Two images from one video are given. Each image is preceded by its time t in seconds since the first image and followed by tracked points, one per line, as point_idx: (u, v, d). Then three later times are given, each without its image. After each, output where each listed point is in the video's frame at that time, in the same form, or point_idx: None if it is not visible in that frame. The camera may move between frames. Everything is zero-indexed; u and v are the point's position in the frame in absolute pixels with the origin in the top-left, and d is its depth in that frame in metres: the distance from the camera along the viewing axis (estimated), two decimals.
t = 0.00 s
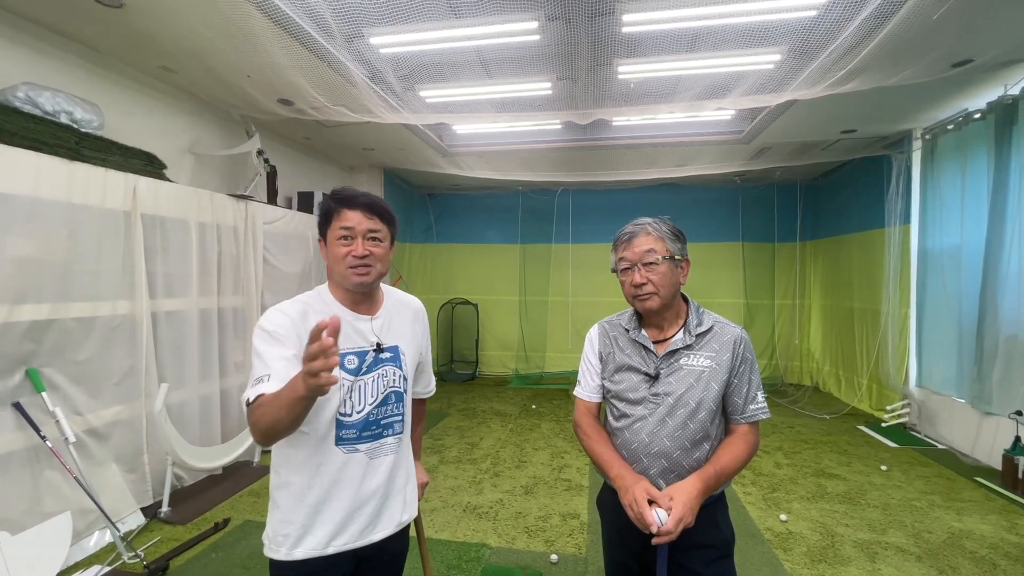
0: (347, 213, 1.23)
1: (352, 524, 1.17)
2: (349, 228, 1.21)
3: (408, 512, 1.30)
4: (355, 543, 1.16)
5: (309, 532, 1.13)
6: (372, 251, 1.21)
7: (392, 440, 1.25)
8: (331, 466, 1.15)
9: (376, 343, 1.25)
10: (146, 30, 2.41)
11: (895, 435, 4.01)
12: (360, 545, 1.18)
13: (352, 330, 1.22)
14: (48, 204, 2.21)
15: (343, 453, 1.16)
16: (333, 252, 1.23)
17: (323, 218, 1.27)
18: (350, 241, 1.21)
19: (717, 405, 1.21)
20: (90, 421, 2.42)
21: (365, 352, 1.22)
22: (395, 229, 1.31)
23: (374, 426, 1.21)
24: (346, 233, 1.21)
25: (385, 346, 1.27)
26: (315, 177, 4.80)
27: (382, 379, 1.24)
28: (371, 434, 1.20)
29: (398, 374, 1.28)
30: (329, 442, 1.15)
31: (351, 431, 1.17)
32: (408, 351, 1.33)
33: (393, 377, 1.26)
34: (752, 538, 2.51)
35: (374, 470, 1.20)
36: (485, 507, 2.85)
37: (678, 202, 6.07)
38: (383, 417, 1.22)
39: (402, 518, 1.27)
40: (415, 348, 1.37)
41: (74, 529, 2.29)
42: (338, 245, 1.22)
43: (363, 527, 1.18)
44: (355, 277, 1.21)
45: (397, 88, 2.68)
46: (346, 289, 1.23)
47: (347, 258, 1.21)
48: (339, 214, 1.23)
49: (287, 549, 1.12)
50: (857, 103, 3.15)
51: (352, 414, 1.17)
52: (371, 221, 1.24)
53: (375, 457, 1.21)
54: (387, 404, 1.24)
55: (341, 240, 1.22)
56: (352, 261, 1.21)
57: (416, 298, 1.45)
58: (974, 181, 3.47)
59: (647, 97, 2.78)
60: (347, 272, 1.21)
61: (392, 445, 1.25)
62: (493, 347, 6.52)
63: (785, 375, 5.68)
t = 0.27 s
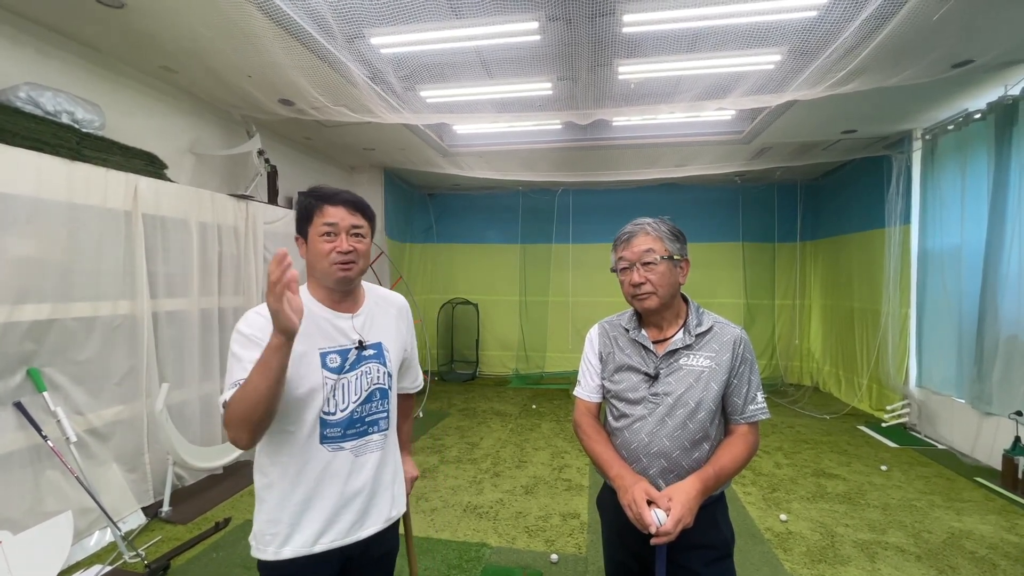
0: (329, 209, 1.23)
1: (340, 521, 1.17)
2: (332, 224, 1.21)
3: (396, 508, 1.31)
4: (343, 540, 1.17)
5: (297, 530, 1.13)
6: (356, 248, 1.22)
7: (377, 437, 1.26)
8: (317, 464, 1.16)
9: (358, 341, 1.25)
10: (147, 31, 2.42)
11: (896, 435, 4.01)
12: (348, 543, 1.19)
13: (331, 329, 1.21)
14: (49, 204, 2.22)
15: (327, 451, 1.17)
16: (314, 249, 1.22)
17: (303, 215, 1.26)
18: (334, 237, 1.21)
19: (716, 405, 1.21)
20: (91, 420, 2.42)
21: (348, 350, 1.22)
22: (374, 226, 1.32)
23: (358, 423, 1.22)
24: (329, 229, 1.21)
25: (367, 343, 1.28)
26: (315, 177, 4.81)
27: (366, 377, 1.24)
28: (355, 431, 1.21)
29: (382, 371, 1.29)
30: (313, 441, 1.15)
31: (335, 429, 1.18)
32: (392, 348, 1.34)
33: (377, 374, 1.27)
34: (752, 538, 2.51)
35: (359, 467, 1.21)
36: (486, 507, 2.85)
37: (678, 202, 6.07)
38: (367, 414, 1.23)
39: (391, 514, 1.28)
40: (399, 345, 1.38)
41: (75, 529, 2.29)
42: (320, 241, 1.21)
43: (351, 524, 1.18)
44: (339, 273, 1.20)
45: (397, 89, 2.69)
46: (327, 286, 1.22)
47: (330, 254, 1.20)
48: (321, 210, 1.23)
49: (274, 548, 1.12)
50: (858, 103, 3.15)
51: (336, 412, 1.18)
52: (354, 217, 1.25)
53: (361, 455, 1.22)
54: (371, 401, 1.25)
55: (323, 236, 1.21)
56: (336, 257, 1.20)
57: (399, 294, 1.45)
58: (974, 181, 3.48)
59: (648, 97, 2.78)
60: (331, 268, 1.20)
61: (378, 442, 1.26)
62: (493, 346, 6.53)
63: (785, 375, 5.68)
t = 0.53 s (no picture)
0: (322, 213, 1.23)
1: (323, 521, 1.17)
2: (325, 228, 1.22)
3: (383, 510, 1.30)
4: (325, 541, 1.17)
5: (279, 530, 1.14)
6: (347, 253, 1.23)
7: (361, 437, 1.25)
8: (299, 464, 1.16)
9: (342, 340, 1.25)
10: (148, 30, 2.42)
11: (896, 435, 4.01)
12: (332, 544, 1.18)
13: (315, 328, 1.22)
14: (50, 203, 2.22)
15: (310, 450, 1.17)
16: (306, 252, 1.22)
17: (293, 216, 1.25)
18: (327, 242, 1.22)
19: (716, 407, 1.21)
20: (92, 419, 2.43)
21: (331, 349, 1.23)
22: (363, 229, 1.33)
23: (341, 423, 1.22)
24: (323, 234, 1.21)
25: (351, 343, 1.27)
26: (316, 176, 4.81)
27: (350, 376, 1.24)
28: (338, 431, 1.21)
29: (367, 371, 1.28)
30: (295, 440, 1.16)
31: (318, 428, 1.18)
32: (377, 348, 1.34)
33: (361, 374, 1.27)
34: (752, 538, 2.51)
35: (343, 468, 1.21)
36: (486, 506, 2.86)
37: (679, 202, 6.07)
38: (350, 414, 1.23)
39: (376, 515, 1.27)
40: (384, 345, 1.37)
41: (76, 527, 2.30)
42: (313, 244, 1.21)
43: (334, 525, 1.18)
44: (330, 277, 1.21)
45: (398, 88, 2.69)
46: (318, 289, 1.23)
47: (323, 259, 1.21)
48: (313, 214, 1.23)
49: (257, 548, 1.13)
50: (858, 103, 3.15)
51: (319, 411, 1.18)
52: (346, 221, 1.25)
53: (344, 455, 1.21)
54: (355, 400, 1.24)
55: (316, 241, 1.21)
56: (329, 262, 1.21)
57: (385, 295, 1.45)
58: (975, 182, 3.47)
59: (649, 96, 2.78)
60: (323, 272, 1.20)
61: (362, 443, 1.25)
62: (494, 346, 6.53)
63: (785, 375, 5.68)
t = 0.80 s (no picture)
0: (328, 210, 1.24)
1: (312, 518, 1.18)
2: (335, 226, 1.23)
3: (372, 505, 1.31)
4: (316, 539, 1.17)
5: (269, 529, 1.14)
6: (352, 251, 1.26)
7: (350, 435, 1.26)
8: (290, 465, 1.15)
9: (333, 342, 1.25)
10: (149, 27, 2.42)
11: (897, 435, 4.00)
12: (321, 541, 1.19)
13: (306, 331, 1.20)
14: (51, 200, 2.22)
15: (303, 451, 1.17)
16: (312, 246, 1.20)
17: (294, 209, 1.22)
18: (336, 237, 1.23)
19: (716, 405, 1.21)
20: (93, 416, 2.43)
21: (323, 351, 1.22)
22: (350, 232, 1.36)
23: (333, 422, 1.22)
24: (333, 229, 1.22)
25: (342, 343, 1.27)
26: (317, 175, 4.81)
27: (341, 376, 1.24)
28: (330, 430, 1.22)
29: (357, 371, 1.29)
30: (287, 442, 1.15)
31: (310, 429, 1.18)
32: (367, 347, 1.34)
33: (352, 374, 1.27)
34: (752, 537, 2.51)
35: (333, 467, 1.22)
36: (486, 505, 2.86)
37: (680, 201, 6.07)
38: (341, 413, 1.24)
39: (365, 512, 1.28)
40: (374, 343, 1.37)
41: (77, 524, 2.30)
42: (322, 238, 1.20)
43: (323, 522, 1.19)
44: (338, 272, 1.22)
45: (400, 85, 2.68)
46: (320, 284, 1.22)
47: (333, 253, 1.21)
48: (318, 209, 1.23)
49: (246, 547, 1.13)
50: (861, 102, 3.14)
51: (312, 412, 1.18)
52: (347, 221, 1.29)
53: (334, 453, 1.22)
54: (346, 400, 1.25)
55: (326, 235, 1.21)
56: (338, 257, 1.22)
57: (372, 292, 1.44)
58: (977, 181, 3.47)
59: (652, 94, 2.78)
60: (333, 268, 1.21)
61: (352, 441, 1.26)
62: (494, 344, 6.53)
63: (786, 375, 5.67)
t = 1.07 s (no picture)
0: (325, 206, 1.24)
1: (312, 513, 1.18)
2: (331, 222, 1.23)
3: (370, 499, 1.32)
4: (316, 533, 1.18)
5: (269, 525, 1.14)
6: (347, 247, 1.26)
7: (348, 430, 1.26)
8: (290, 460, 1.15)
9: (328, 337, 1.24)
10: (150, 23, 2.41)
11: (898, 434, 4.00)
12: (322, 535, 1.20)
13: (300, 326, 1.20)
14: (52, 196, 2.22)
15: (301, 446, 1.17)
16: (306, 241, 1.19)
17: (289, 204, 1.21)
18: (331, 233, 1.23)
19: (717, 404, 1.20)
20: (94, 413, 2.43)
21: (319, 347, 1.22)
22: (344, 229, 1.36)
23: (330, 417, 1.22)
24: (329, 225, 1.22)
25: (338, 338, 1.27)
26: (318, 172, 4.81)
27: (337, 371, 1.24)
28: (327, 425, 1.22)
29: (353, 365, 1.29)
30: (285, 437, 1.15)
31: (308, 424, 1.18)
32: (363, 342, 1.34)
33: (348, 368, 1.27)
34: (752, 535, 2.51)
35: (332, 461, 1.22)
36: (487, 502, 2.86)
37: (682, 199, 6.06)
38: (338, 408, 1.24)
39: (364, 505, 1.29)
40: (369, 338, 1.37)
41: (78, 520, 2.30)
42: (318, 234, 1.20)
43: (323, 516, 1.19)
44: (333, 268, 1.22)
45: (401, 83, 2.68)
46: (315, 280, 1.21)
47: (329, 248, 1.21)
48: (314, 205, 1.23)
49: (247, 543, 1.12)
50: (864, 100, 3.13)
51: (309, 408, 1.18)
52: (342, 217, 1.29)
53: (333, 448, 1.23)
54: (342, 394, 1.25)
55: (321, 231, 1.21)
56: (333, 252, 1.22)
57: (366, 288, 1.44)
58: (979, 180, 3.46)
59: (654, 92, 2.77)
60: (328, 263, 1.21)
61: (349, 435, 1.27)
62: (495, 343, 6.53)
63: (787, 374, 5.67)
